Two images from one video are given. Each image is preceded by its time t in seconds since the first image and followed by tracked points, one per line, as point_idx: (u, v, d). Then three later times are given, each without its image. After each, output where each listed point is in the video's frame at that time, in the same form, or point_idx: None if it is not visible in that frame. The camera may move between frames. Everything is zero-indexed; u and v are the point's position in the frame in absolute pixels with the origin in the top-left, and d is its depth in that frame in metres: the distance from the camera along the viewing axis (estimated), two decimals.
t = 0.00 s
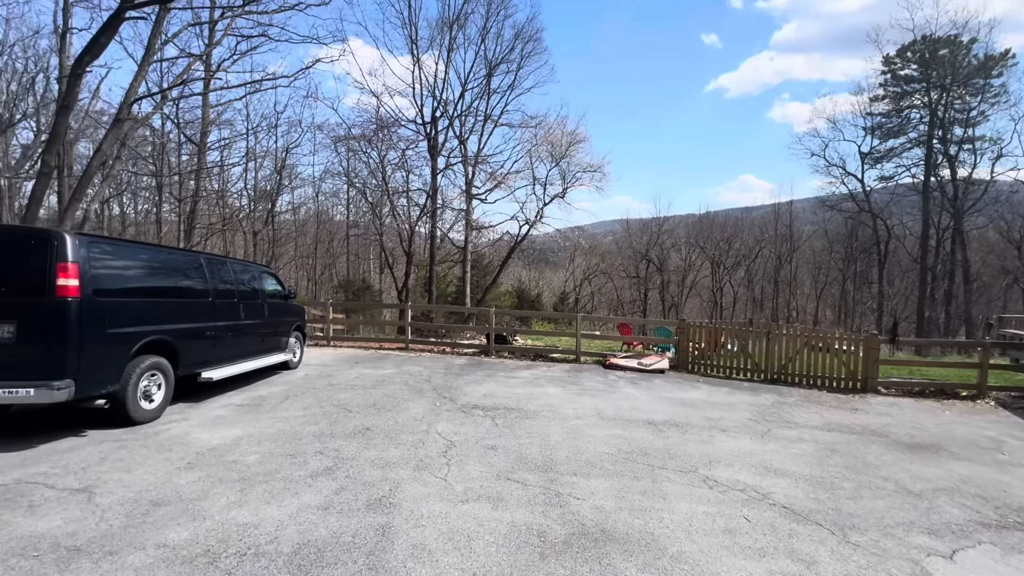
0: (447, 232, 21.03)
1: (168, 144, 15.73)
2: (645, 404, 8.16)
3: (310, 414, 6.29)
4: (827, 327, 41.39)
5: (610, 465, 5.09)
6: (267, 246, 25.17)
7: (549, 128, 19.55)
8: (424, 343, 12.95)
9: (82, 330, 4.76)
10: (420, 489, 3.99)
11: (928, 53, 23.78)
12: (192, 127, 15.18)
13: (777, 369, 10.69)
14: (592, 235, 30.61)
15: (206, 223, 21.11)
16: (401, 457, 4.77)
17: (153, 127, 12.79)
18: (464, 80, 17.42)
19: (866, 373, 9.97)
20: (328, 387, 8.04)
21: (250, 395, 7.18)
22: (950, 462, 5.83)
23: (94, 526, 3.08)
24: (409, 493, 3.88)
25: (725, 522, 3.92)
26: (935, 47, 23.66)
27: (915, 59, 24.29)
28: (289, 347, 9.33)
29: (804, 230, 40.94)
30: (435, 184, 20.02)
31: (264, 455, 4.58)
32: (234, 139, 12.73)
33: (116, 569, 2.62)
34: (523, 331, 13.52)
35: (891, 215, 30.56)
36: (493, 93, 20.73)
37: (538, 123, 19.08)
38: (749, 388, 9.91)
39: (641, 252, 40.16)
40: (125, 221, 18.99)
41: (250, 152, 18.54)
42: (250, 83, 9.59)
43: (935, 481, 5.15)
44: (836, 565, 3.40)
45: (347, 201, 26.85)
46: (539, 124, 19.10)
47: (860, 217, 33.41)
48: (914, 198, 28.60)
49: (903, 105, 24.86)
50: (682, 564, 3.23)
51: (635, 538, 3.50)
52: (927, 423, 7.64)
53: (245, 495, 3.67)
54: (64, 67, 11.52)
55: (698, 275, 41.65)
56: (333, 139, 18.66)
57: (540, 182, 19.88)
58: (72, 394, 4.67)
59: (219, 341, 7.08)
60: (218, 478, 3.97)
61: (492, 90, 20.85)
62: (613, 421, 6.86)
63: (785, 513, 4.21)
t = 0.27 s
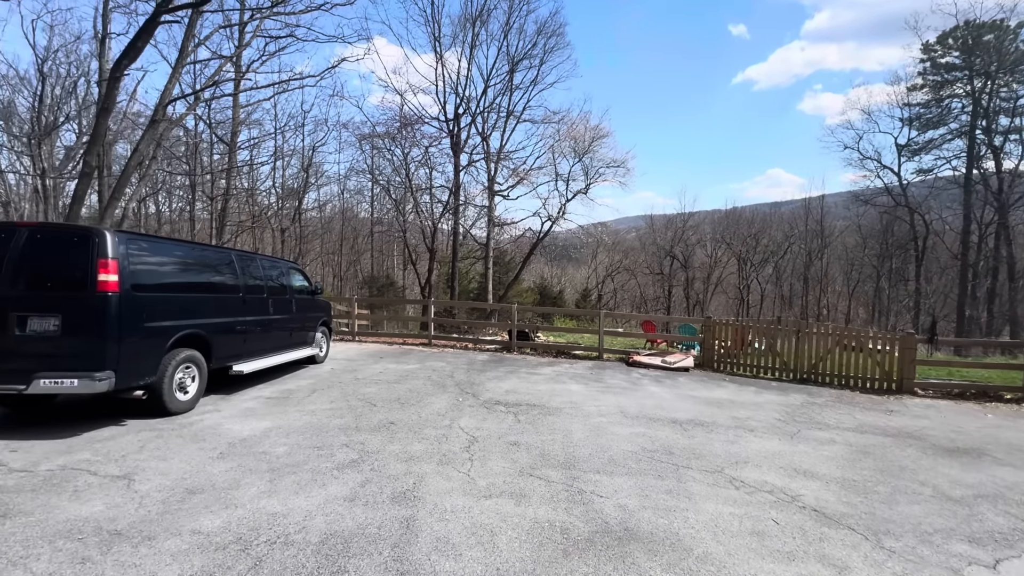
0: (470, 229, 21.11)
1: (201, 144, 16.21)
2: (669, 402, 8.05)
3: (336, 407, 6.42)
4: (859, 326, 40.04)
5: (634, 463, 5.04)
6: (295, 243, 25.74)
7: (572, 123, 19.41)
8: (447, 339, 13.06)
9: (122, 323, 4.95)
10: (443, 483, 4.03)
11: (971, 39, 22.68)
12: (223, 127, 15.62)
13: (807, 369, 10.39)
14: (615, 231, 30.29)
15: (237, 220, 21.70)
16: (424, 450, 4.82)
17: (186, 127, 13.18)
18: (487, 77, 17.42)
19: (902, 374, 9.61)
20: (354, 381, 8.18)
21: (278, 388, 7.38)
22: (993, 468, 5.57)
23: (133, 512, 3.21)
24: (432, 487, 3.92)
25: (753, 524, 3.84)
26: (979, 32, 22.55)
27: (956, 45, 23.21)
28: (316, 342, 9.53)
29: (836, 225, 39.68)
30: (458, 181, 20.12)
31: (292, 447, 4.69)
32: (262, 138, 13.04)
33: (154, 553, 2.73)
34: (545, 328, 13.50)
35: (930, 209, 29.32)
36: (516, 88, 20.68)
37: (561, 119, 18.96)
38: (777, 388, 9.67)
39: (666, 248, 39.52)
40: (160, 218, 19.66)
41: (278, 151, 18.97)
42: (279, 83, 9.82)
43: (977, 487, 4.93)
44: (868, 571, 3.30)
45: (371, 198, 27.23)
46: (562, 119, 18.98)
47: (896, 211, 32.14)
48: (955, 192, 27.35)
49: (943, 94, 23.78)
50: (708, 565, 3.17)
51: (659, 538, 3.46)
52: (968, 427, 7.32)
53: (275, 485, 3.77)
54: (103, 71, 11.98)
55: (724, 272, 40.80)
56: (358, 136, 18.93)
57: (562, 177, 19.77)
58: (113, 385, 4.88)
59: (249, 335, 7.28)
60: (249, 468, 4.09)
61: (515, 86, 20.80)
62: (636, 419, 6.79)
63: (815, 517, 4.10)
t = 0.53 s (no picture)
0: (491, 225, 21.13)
1: (230, 142, 16.62)
2: (692, 400, 7.94)
3: (359, 400, 6.53)
4: (893, 324, 38.66)
5: (656, 461, 4.98)
6: (320, 239, 26.22)
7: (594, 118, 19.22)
8: (468, 334, 13.13)
9: (156, 316, 5.12)
10: (465, 477, 4.06)
11: (1017, 24, 21.55)
12: (251, 126, 15.98)
13: (837, 368, 10.09)
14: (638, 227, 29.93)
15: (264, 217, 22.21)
16: (446, 445, 4.87)
17: (216, 126, 13.51)
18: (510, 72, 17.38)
19: (938, 375, 9.25)
20: (377, 375, 8.30)
21: (304, 381, 7.54)
22: None
23: (167, 498, 3.32)
24: (454, 481, 3.95)
25: (779, 526, 3.75)
26: None
27: (1001, 31, 22.09)
28: (340, 337, 9.70)
29: (869, 221, 38.37)
30: (479, 177, 20.15)
31: (318, 438, 4.79)
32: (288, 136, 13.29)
33: (187, 539, 2.82)
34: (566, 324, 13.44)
35: (970, 203, 28.03)
36: (538, 83, 20.59)
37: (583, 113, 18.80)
38: (806, 388, 9.42)
39: (689, 244, 38.77)
40: (191, 215, 20.24)
41: (304, 148, 19.32)
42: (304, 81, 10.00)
43: (1020, 494, 4.71)
44: None
45: (394, 194, 27.52)
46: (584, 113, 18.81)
47: (933, 206, 30.86)
48: (998, 185, 26.09)
49: (986, 82, 22.68)
50: (733, 567, 3.11)
51: (682, 537, 3.41)
52: (1009, 431, 7.01)
53: (301, 475, 3.85)
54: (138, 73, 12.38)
55: (749, 268, 39.89)
56: (381, 133, 19.14)
57: (584, 173, 19.61)
58: (148, 375, 5.06)
59: (276, 329, 7.45)
60: (276, 459, 4.19)
61: (537, 81, 20.70)
62: (658, 417, 6.71)
63: (845, 520, 3.98)
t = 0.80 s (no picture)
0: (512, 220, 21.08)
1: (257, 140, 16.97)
2: (717, 399, 7.77)
3: (382, 394, 6.58)
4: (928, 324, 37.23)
5: (680, 461, 4.87)
6: (343, 235, 26.59)
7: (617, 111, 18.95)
8: (489, 330, 13.13)
9: (185, 309, 5.24)
10: (486, 473, 4.03)
11: None
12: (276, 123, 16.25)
13: (869, 369, 9.76)
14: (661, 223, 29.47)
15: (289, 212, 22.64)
16: (467, 440, 4.85)
17: (243, 123, 13.80)
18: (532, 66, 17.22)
19: (978, 377, 8.86)
20: (398, 370, 8.36)
21: (327, 374, 7.64)
22: None
23: (195, 488, 3.38)
24: (474, 477, 3.93)
25: (809, 532, 3.62)
26: None
27: None
28: (362, 331, 9.80)
29: (903, 215, 36.99)
30: (500, 172, 20.10)
31: (341, 432, 4.85)
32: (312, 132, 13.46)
33: (213, 528, 2.86)
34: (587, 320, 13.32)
35: (1014, 197, 26.68)
36: (560, 77, 20.40)
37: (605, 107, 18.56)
38: (835, 388, 9.13)
39: (713, 240, 37.83)
40: (220, 211, 20.76)
41: (327, 145, 19.58)
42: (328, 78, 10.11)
43: None
44: None
45: (415, 190, 27.71)
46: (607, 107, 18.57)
47: (973, 200, 29.53)
48: None
49: None
50: (761, 572, 3.02)
51: (708, 540, 3.32)
52: None
53: (323, 468, 3.89)
54: (170, 73, 12.72)
55: (776, 265, 38.93)
56: (403, 129, 19.25)
57: (606, 167, 19.38)
58: (177, 367, 5.18)
59: (300, 323, 7.57)
60: (301, 451, 4.25)
61: (558, 75, 20.52)
62: (682, 415, 6.58)
63: (880, 527, 3.82)
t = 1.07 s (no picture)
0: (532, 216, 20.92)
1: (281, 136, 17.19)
2: (743, 399, 7.54)
3: (402, 389, 6.57)
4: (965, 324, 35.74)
5: (707, 462, 4.72)
6: (364, 229, 26.84)
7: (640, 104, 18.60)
8: (509, 325, 13.06)
9: (210, 302, 5.29)
10: (507, 472, 3.96)
11: None
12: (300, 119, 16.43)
13: (904, 370, 9.36)
14: (684, 218, 28.92)
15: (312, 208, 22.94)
16: (487, 437, 4.79)
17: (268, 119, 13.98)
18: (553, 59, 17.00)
19: None
20: (418, 364, 8.35)
21: (348, 368, 7.67)
22: None
23: (218, 480, 3.39)
24: (496, 476, 3.86)
25: (847, 541, 3.45)
26: None
27: None
28: (383, 325, 9.84)
29: (940, 210, 35.51)
30: (520, 167, 19.96)
31: (361, 426, 4.83)
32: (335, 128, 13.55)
33: (234, 522, 2.85)
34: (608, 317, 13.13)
35: None
36: (581, 70, 20.12)
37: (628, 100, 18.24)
38: (868, 389, 8.78)
39: (738, 236, 36.81)
40: (245, 206, 21.17)
41: (349, 140, 19.73)
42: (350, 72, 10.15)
43: None
44: None
45: (436, 185, 27.77)
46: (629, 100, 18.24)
47: (1017, 194, 28.12)
48: None
49: None
50: None
51: (739, 547, 3.19)
52: None
53: (344, 463, 3.86)
54: (197, 70, 12.96)
55: (803, 261, 37.87)
56: (424, 124, 19.27)
57: (629, 161, 19.06)
58: (202, 359, 5.24)
59: (322, 317, 7.62)
60: (322, 444, 4.25)
61: (580, 68, 20.23)
62: (708, 415, 6.40)
63: (922, 537, 3.62)
